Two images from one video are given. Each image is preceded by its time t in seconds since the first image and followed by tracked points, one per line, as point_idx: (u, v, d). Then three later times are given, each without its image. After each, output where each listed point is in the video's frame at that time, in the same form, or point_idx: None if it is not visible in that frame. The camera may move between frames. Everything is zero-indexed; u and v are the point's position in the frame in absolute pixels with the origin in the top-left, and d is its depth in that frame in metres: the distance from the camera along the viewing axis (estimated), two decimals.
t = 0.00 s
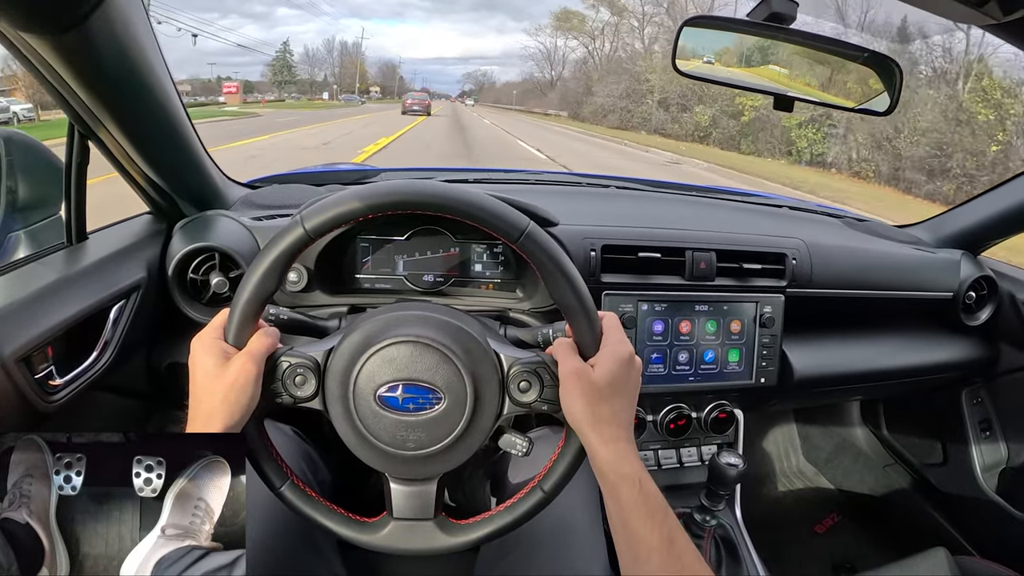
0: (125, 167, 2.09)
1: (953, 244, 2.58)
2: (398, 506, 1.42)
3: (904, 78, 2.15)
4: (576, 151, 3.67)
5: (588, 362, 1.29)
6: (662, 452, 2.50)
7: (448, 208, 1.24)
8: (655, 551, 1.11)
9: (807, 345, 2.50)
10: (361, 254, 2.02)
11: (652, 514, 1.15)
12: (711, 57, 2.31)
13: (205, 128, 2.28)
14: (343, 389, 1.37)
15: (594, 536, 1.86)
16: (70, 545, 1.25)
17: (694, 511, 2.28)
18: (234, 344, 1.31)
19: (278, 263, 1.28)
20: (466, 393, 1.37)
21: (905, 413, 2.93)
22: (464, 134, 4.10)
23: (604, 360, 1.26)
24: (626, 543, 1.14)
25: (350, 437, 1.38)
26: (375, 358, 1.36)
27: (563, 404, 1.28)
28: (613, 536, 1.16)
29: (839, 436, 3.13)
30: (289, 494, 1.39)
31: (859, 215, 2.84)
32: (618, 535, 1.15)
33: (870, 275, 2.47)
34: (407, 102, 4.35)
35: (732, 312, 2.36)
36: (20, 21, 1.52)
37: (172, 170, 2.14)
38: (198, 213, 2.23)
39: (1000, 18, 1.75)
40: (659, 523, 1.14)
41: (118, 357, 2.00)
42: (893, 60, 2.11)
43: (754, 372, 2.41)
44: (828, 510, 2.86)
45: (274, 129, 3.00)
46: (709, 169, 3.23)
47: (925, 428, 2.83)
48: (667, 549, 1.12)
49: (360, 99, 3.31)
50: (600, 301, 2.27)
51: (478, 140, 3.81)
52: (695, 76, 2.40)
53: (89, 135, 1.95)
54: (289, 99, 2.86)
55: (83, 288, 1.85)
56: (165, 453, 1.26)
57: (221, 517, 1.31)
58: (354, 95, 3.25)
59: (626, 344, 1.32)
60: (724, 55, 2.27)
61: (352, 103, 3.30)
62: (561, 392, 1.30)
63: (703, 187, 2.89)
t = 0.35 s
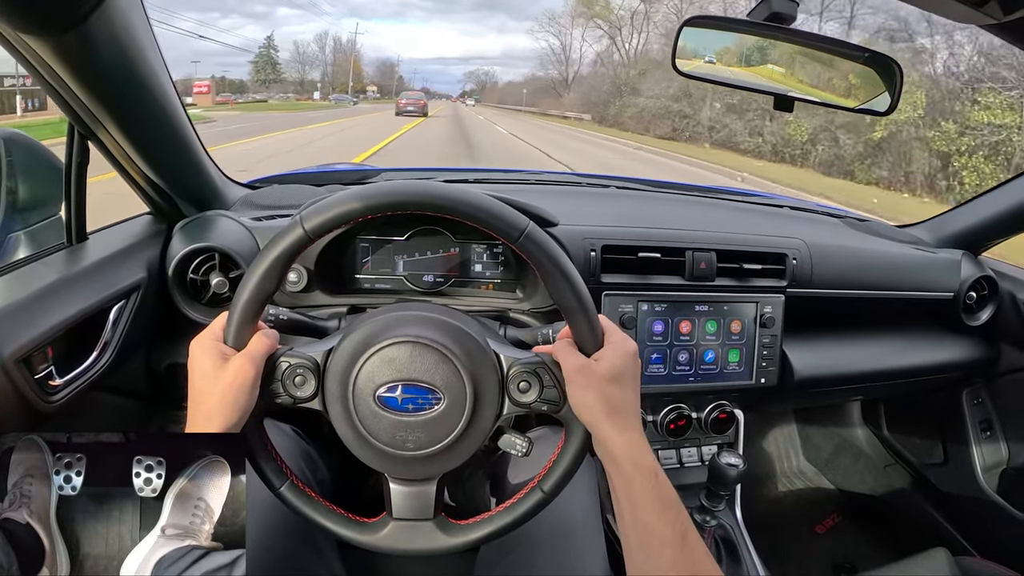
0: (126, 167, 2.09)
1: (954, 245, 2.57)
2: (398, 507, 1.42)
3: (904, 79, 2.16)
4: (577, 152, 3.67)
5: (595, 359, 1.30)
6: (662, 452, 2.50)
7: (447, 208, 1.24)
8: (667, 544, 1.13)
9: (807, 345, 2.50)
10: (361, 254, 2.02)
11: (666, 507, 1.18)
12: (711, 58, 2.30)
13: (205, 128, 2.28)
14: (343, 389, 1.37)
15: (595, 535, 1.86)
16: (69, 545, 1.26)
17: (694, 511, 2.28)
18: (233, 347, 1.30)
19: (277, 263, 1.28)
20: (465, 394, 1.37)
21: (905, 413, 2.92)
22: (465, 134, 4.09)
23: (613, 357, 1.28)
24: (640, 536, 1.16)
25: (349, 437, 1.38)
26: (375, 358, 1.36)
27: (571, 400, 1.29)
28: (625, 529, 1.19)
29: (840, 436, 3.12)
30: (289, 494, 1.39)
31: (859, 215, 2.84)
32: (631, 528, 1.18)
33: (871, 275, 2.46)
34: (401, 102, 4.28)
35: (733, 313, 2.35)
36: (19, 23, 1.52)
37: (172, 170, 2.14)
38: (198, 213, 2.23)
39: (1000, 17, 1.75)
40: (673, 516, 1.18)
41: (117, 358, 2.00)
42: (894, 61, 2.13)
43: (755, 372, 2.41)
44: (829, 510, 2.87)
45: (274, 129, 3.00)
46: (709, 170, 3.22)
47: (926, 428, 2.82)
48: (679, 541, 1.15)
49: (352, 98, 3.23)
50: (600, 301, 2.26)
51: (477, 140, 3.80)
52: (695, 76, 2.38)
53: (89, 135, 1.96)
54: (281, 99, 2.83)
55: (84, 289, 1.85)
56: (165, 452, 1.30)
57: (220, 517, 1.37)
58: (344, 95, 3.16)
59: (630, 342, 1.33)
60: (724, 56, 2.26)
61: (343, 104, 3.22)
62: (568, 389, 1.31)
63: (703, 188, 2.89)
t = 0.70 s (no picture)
0: (127, 166, 2.08)
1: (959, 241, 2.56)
2: (400, 506, 1.41)
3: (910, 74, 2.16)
4: (580, 151, 3.66)
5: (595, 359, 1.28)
6: (666, 450, 2.49)
7: (450, 205, 1.23)
8: (666, 548, 1.13)
9: (811, 343, 2.49)
10: (363, 252, 2.01)
11: (665, 509, 1.18)
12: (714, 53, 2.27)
13: (206, 126, 2.27)
14: (345, 388, 1.36)
15: (599, 534, 1.85)
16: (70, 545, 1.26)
17: (700, 510, 2.27)
18: (234, 345, 1.29)
19: (278, 260, 1.27)
20: (468, 392, 1.35)
21: (910, 411, 2.91)
22: (467, 134, 4.09)
23: (613, 359, 1.26)
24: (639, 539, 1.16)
25: (351, 436, 1.37)
26: (377, 356, 1.34)
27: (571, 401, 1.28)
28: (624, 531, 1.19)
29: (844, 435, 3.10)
30: (291, 494, 1.38)
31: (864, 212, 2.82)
32: (631, 530, 1.18)
33: (875, 272, 2.45)
34: (397, 104, 4.31)
35: (737, 310, 2.34)
36: (17, 18, 1.51)
37: (173, 167, 2.13)
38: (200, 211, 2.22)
39: (1007, 12, 1.74)
40: (672, 518, 1.17)
41: (118, 357, 1.99)
42: (900, 56, 2.12)
43: (759, 370, 2.40)
44: (833, 509, 2.86)
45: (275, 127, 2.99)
46: (712, 167, 3.21)
47: (931, 426, 2.81)
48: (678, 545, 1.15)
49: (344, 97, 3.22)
50: (604, 299, 2.25)
51: (479, 139, 3.79)
52: (698, 72, 2.34)
53: (89, 133, 1.95)
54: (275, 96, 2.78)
55: (84, 287, 1.84)
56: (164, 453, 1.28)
57: (220, 517, 1.35)
58: (335, 95, 3.15)
59: (630, 341, 1.32)
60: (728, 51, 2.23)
61: (335, 103, 3.20)
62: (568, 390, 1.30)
63: (707, 185, 2.88)
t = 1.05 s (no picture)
0: (131, 170, 2.09)
1: (960, 245, 2.56)
2: (405, 510, 1.42)
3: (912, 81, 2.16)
4: (581, 153, 3.66)
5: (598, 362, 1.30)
6: (669, 454, 2.49)
7: (453, 211, 1.24)
8: (669, 547, 1.13)
9: (813, 347, 2.50)
10: (366, 256, 2.01)
11: (668, 509, 1.17)
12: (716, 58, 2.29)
13: (210, 130, 2.28)
14: (349, 393, 1.37)
15: (601, 537, 1.86)
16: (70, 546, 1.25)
17: (702, 513, 2.28)
18: (239, 350, 1.30)
19: (283, 267, 1.27)
20: (472, 397, 1.36)
21: (910, 415, 2.91)
22: (468, 136, 4.09)
23: (615, 362, 1.27)
24: (643, 540, 1.16)
25: (356, 440, 1.38)
26: (381, 361, 1.35)
27: (575, 404, 1.29)
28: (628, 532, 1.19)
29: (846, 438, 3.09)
30: (296, 498, 1.38)
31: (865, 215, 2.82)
32: (634, 532, 1.18)
33: (876, 276, 2.46)
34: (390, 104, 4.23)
35: (739, 314, 2.35)
36: (25, 25, 1.52)
37: (176, 171, 2.13)
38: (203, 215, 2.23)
39: (1009, 20, 1.75)
40: (675, 519, 1.17)
41: (122, 361, 1.99)
42: (903, 64, 2.12)
43: (761, 374, 2.41)
44: (834, 511, 2.87)
45: (276, 129, 3.00)
46: (713, 172, 3.22)
47: (931, 429, 2.82)
48: (682, 545, 1.14)
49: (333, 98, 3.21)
50: (606, 303, 2.26)
51: (481, 142, 3.81)
52: (698, 76, 2.37)
53: (94, 138, 1.95)
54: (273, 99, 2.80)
55: (88, 291, 1.85)
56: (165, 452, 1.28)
57: (221, 516, 1.34)
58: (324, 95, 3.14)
59: (633, 344, 1.33)
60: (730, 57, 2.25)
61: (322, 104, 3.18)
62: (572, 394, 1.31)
63: (708, 189, 2.88)
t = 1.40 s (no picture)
0: (137, 167, 2.09)
1: (966, 246, 2.55)
2: (408, 507, 1.41)
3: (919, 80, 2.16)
4: (586, 154, 3.66)
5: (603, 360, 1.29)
6: (672, 454, 2.48)
7: (458, 208, 1.24)
8: (673, 548, 1.13)
9: (818, 348, 2.49)
10: (371, 254, 2.01)
11: (673, 510, 1.17)
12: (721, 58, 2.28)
13: (216, 127, 2.28)
14: (354, 389, 1.36)
15: (604, 536, 1.86)
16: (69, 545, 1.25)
17: (705, 513, 2.27)
18: (245, 347, 1.30)
19: (289, 263, 1.27)
20: (477, 394, 1.36)
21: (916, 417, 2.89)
22: (473, 136, 4.09)
23: (620, 360, 1.27)
24: (648, 541, 1.16)
25: (360, 437, 1.37)
26: (386, 357, 1.35)
27: (580, 403, 1.29)
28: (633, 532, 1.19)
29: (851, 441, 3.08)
30: (299, 495, 1.38)
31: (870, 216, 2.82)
32: (639, 532, 1.18)
33: (882, 277, 2.45)
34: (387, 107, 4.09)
35: (744, 314, 2.34)
36: (31, 18, 1.52)
37: (181, 166, 2.13)
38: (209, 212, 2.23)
39: (1016, 19, 1.74)
40: (680, 520, 1.17)
41: (127, 357, 2.00)
42: (910, 65, 2.11)
43: (766, 374, 2.40)
44: (838, 513, 2.87)
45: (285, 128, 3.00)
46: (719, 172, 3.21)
47: (936, 431, 2.80)
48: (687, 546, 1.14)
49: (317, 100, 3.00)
50: (611, 302, 2.25)
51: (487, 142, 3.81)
52: (705, 75, 2.37)
53: (100, 134, 1.95)
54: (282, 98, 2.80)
55: (93, 286, 1.85)
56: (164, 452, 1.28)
57: (220, 516, 1.33)
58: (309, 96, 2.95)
59: (639, 343, 1.32)
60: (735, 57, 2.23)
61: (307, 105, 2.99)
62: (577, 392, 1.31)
63: (713, 189, 2.88)
